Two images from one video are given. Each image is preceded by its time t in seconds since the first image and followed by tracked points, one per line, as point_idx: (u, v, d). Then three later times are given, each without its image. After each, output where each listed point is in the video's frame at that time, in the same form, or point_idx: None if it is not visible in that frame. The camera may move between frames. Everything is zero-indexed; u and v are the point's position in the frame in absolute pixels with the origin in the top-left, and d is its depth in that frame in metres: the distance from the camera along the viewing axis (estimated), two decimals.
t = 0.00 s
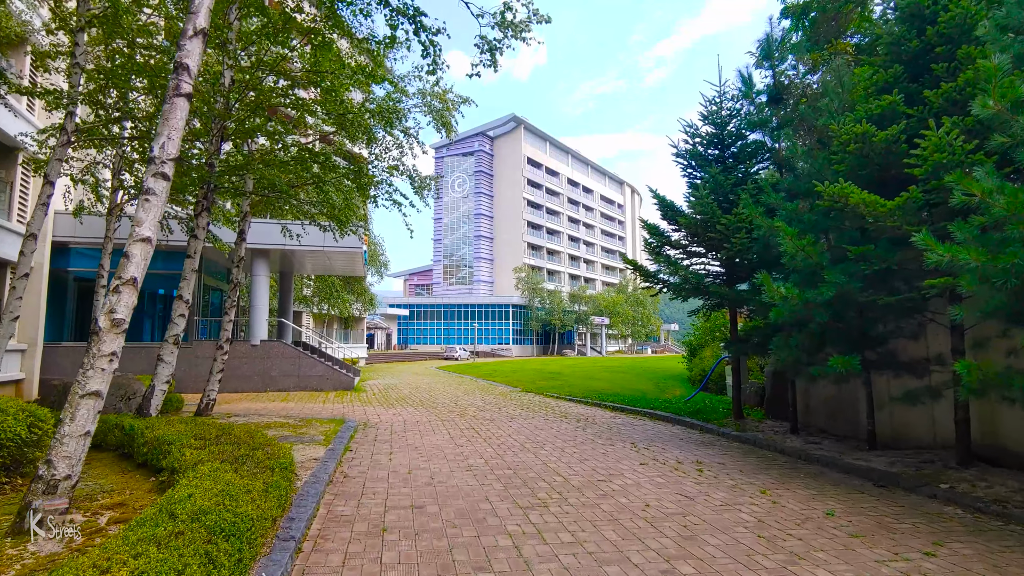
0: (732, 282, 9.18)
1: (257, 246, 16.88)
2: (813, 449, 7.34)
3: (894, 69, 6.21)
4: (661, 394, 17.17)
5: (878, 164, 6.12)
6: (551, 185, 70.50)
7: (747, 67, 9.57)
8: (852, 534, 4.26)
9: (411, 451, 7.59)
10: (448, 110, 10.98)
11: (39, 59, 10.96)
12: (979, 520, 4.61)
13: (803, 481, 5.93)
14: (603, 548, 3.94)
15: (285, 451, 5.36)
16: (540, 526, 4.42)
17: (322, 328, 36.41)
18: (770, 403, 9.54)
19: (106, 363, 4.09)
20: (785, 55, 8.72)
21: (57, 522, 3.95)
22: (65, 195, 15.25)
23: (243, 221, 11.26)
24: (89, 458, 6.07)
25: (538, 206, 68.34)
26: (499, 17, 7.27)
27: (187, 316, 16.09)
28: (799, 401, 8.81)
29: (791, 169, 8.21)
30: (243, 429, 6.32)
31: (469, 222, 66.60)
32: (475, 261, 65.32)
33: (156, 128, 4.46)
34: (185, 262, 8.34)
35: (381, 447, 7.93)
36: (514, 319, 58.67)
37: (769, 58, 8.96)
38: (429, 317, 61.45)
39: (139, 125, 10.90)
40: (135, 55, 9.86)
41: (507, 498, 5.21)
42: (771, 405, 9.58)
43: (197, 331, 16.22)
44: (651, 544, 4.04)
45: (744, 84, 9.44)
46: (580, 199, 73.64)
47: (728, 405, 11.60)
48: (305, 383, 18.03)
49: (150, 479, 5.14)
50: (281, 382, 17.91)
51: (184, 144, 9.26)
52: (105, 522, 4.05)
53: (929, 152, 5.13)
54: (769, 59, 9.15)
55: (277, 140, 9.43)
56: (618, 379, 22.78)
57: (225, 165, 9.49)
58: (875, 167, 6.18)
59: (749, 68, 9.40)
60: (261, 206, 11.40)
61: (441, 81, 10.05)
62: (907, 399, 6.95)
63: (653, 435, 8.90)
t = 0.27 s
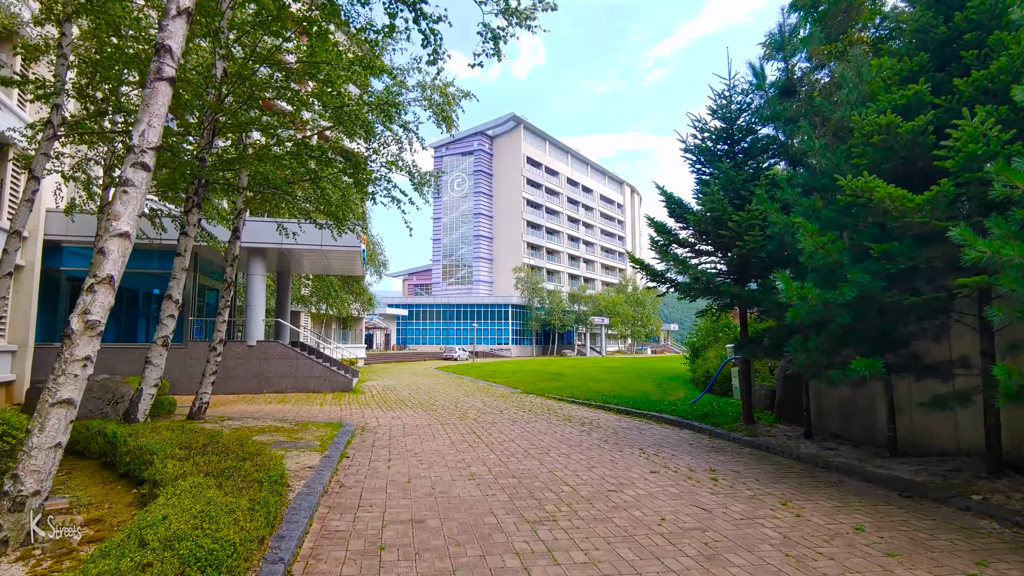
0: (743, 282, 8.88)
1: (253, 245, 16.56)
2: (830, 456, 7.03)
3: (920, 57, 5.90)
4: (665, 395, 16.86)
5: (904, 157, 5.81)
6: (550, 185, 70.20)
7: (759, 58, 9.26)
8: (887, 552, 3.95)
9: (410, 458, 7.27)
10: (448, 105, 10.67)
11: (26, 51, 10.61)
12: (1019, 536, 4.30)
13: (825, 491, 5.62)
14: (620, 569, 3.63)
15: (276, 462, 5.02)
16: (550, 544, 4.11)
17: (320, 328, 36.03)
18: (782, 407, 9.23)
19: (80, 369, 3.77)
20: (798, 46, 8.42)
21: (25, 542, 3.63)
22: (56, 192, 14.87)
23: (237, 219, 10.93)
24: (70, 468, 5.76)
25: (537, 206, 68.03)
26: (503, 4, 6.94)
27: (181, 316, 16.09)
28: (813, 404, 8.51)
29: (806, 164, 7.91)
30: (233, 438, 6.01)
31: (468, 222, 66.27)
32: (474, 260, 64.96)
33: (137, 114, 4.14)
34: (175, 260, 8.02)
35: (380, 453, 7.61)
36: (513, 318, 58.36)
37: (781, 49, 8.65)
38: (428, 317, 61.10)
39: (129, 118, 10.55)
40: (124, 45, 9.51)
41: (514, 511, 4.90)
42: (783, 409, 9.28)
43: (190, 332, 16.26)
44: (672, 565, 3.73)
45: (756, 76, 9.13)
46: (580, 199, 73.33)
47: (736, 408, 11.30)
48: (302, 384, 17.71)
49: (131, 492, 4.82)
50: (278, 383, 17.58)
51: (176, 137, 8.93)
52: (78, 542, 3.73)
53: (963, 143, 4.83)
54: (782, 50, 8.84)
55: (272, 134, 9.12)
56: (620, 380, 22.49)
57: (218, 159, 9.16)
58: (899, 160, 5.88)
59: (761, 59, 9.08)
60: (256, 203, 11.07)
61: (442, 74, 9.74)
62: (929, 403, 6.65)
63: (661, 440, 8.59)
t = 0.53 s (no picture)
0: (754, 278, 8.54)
1: (245, 242, 16.17)
2: (847, 460, 6.69)
3: (947, 38, 5.57)
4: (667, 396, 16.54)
5: (930, 143, 5.48)
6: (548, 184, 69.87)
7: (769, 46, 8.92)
8: (927, 570, 3.61)
9: (406, 463, 6.91)
10: (446, 96, 10.33)
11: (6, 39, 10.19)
12: None
13: (847, 499, 5.28)
14: None
15: (261, 469, 4.67)
16: (558, 561, 3.75)
17: (316, 327, 35.59)
18: (793, 408, 8.91)
19: (38, 370, 3.43)
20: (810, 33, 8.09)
21: None
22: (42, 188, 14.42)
23: (227, 214, 10.55)
24: (41, 475, 5.38)
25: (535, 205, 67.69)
26: None
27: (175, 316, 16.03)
28: (826, 406, 8.19)
29: (820, 155, 7.57)
30: (217, 443, 5.64)
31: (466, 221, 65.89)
32: (472, 260, 64.58)
33: (107, 89, 3.80)
34: (159, 255, 7.65)
35: (374, 458, 7.25)
36: (511, 318, 58.00)
37: (793, 36, 8.32)
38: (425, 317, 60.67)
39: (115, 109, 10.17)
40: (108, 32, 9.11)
41: (517, 523, 4.54)
42: (794, 411, 8.95)
43: (183, 331, 16.25)
44: None
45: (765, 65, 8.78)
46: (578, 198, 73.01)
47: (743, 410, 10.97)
48: (297, 385, 17.33)
49: (102, 502, 4.47)
50: (271, 384, 17.20)
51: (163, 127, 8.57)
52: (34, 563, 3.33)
53: (999, 127, 4.50)
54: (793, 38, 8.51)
55: (263, 124, 8.76)
56: (621, 380, 22.16)
57: (205, 150, 8.77)
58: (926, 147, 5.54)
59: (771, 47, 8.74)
60: (247, 198, 10.70)
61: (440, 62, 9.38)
62: (952, 406, 6.32)
63: (668, 443, 8.24)
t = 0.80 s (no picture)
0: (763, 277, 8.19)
1: (235, 240, 15.75)
2: (863, 468, 6.38)
3: (973, 22, 5.25)
4: (668, 398, 16.22)
5: (955, 133, 5.16)
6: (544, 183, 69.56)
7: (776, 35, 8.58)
8: None
9: (400, 471, 6.54)
10: (442, 87, 9.96)
11: None
12: None
13: (869, 512, 4.95)
14: None
15: (240, 484, 4.29)
16: None
17: (310, 328, 35.12)
18: (802, 413, 8.62)
19: None
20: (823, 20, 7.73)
21: None
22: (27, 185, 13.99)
23: (215, 210, 10.16)
24: (4, 488, 4.99)
25: (531, 204, 67.37)
26: None
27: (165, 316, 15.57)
28: (836, 411, 7.90)
29: (834, 147, 7.24)
30: (196, 453, 5.26)
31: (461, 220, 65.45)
32: (467, 260, 64.16)
33: (65, 65, 3.74)
34: (138, 252, 7.25)
35: (366, 466, 6.88)
36: (507, 318, 57.66)
37: (803, 26, 7.99)
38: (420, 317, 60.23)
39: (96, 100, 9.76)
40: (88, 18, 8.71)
41: (519, 541, 4.20)
42: (803, 416, 8.65)
43: (172, 333, 15.73)
44: None
45: (772, 57, 8.44)
46: (574, 198, 72.77)
47: (748, 413, 10.65)
48: (289, 386, 16.92)
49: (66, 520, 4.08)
50: (262, 386, 16.78)
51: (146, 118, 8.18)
52: None
53: None
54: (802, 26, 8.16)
55: (250, 116, 8.38)
56: (619, 381, 21.85)
57: (191, 143, 8.38)
58: (950, 138, 5.22)
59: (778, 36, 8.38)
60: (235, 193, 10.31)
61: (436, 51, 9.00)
62: (974, 411, 6.02)
63: (674, 450, 7.90)
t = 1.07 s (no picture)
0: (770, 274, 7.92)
1: (223, 237, 15.32)
2: (878, 474, 6.10)
3: (999, 3, 5.00)
4: (665, 399, 15.97)
5: (982, 119, 4.90)
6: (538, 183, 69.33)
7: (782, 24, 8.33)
8: None
9: (392, 478, 6.20)
10: (437, 77, 9.61)
11: None
12: None
13: (892, 522, 4.67)
14: None
15: (219, 498, 3.90)
16: None
17: (301, 328, 34.62)
18: (809, 416, 8.35)
19: None
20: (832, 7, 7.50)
21: None
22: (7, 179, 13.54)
23: (199, 204, 9.76)
24: None
25: (525, 203, 67.11)
26: None
27: (150, 315, 15.12)
28: (846, 414, 7.63)
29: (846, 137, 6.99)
30: (174, 461, 4.88)
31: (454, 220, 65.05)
32: (461, 259, 63.75)
33: (18, 31, 3.93)
34: (116, 246, 6.86)
35: (357, 472, 6.53)
36: (500, 318, 57.35)
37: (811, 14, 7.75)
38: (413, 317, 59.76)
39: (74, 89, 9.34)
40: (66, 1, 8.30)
41: (524, 557, 3.87)
42: (810, 418, 8.38)
43: (157, 333, 15.28)
44: None
45: (778, 46, 8.20)
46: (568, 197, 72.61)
47: (750, 414, 10.39)
48: (278, 387, 16.51)
49: (24, 539, 3.68)
50: (251, 387, 16.35)
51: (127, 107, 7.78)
52: None
53: None
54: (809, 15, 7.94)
55: (236, 105, 8.01)
56: (615, 381, 21.61)
57: (174, 131, 7.99)
58: (976, 124, 4.96)
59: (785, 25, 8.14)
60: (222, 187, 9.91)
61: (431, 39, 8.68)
62: (994, 414, 5.76)
63: (678, 454, 7.61)
